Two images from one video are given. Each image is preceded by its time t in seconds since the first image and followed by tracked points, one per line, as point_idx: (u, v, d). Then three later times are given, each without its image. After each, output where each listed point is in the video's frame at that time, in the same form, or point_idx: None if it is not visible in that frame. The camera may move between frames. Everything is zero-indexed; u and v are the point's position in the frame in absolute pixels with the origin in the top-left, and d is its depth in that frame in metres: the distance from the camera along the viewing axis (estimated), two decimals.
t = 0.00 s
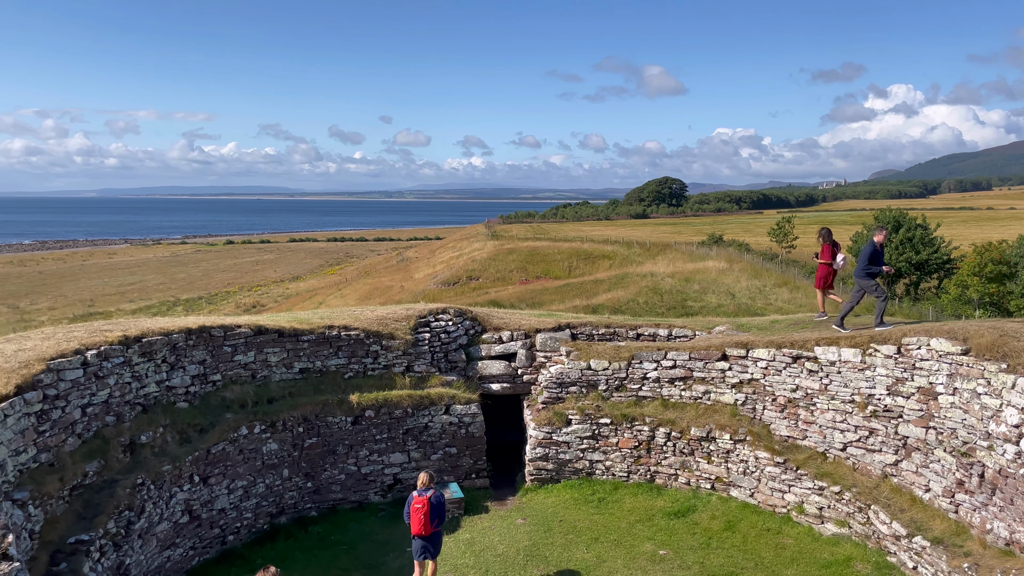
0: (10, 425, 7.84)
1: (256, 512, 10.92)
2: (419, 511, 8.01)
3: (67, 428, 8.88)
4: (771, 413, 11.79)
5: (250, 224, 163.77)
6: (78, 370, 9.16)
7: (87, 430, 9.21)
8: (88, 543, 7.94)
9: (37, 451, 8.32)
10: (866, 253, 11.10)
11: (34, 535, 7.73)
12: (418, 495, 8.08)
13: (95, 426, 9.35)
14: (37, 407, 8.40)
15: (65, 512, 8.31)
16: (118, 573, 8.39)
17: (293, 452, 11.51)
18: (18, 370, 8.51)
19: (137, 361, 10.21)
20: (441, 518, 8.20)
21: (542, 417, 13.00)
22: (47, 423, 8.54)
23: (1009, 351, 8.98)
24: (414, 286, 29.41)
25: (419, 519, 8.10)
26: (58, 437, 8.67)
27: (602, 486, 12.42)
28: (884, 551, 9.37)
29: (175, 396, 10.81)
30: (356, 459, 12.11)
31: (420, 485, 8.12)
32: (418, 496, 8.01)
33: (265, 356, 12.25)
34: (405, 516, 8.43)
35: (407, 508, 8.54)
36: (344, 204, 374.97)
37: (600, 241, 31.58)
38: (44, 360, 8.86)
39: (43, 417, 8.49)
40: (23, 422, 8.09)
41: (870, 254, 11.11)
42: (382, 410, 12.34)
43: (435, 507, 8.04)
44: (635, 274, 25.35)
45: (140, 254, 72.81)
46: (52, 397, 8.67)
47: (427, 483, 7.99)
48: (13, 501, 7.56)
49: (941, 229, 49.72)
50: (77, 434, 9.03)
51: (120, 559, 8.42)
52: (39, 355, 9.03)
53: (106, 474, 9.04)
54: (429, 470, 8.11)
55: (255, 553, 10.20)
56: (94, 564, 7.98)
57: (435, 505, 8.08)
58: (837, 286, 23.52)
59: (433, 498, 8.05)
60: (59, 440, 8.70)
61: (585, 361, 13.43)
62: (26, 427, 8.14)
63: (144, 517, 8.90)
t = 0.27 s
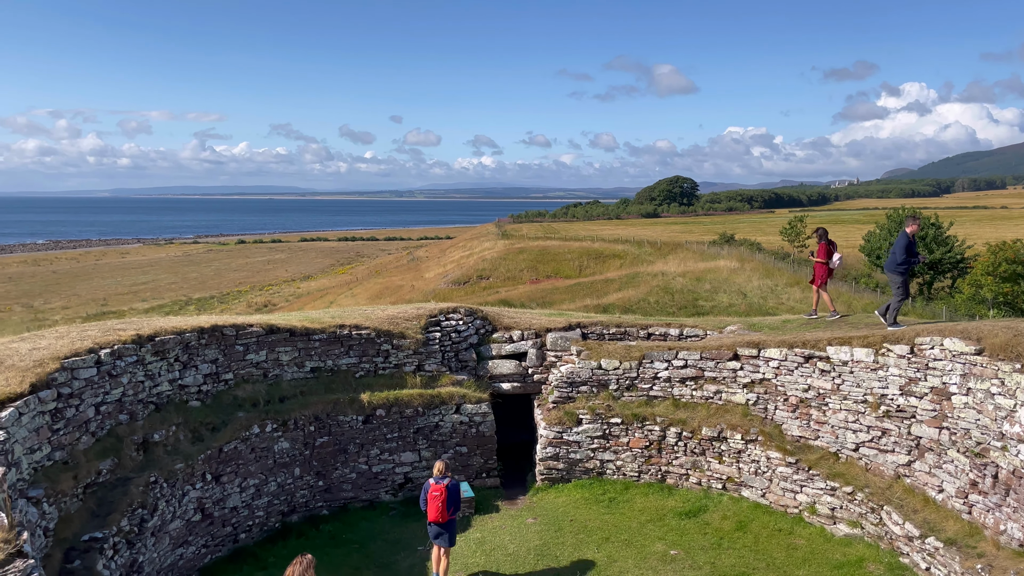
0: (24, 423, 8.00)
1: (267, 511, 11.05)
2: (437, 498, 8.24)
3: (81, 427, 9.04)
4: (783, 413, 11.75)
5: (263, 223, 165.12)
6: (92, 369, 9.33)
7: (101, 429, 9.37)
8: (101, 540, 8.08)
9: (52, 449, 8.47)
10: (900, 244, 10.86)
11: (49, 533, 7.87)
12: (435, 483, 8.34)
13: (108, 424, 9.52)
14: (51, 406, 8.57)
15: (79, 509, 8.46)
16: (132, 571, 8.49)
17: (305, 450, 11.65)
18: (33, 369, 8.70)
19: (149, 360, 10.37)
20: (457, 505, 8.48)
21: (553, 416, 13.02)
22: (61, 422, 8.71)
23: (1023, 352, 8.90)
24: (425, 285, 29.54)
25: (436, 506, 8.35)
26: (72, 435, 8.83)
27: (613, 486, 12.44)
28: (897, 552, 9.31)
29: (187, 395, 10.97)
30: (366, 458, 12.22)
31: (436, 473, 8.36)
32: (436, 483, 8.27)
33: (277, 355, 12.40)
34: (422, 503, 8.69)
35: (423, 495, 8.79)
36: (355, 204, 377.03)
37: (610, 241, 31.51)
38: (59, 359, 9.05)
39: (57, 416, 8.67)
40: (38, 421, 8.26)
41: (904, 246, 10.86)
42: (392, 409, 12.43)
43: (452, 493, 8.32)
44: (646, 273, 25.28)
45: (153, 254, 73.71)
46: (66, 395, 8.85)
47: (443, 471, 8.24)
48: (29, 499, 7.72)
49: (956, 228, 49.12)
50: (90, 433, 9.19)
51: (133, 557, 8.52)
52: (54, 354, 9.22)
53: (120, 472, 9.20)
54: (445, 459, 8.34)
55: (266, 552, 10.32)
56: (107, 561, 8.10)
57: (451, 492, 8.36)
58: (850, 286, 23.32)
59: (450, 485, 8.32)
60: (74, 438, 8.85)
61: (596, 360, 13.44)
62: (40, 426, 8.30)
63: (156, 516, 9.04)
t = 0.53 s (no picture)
0: (39, 419, 8.17)
1: (280, 507, 11.18)
2: (450, 490, 8.52)
3: (96, 423, 9.21)
4: (795, 411, 11.71)
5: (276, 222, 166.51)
6: (106, 366, 9.51)
7: (115, 425, 9.55)
8: (115, 536, 8.14)
9: (67, 445, 8.64)
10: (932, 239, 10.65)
11: (64, 528, 7.97)
12: (447, 474, 8.61)
13: (122, 421, 9.69)
14: (66, 402, 8.75)
15: (93, 505, 8.58)
16: (146, 566, 8.56)
17: (316, 447, 11.79)
18: (48, 366, 8.90)
19: (163, 357, 10.55)
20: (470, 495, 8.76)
21: (564, 414, 13.06)
22: (76, 418, 8.88)
23: None
24: (436, 283, 29.65)
25: (449, 498, 8.62)
26: (86, 431, 9.00)
27: (624, 484, 12.46)
28: (910, 552, 9.25)
29: (201, 392, 11.14)
30: (378, 455, 12.35)
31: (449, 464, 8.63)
32: (448, 475, 8.54)
33: (289, 353, 12.56)
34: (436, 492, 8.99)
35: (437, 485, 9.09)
36: (366, 202, 378.81)
37: (622, 239, 31.42)
38: (73, 356, 9.25)
39: (72, 412, 8.84)
40: (53, 417, 8.44)
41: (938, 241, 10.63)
42: (404, 406, 12.55)
43: (464, 483, 8.60)
44: (658, 271, 25.21)
45: (168, 252, 74.70)
46: (81, 392, 9.02)
47: (455, 463, 8.49)
48: (44, 494, 7.86)
49: (972, 225, 48.48)
50: (105, 429, 9.36)
51: (146, 553, 8.59)
52: (69, 352, 9.43)
53: (133, 468, 9.34)
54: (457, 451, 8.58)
55: (279, 548, 10.45)
56: (122, 556, 8.16)
57: (463, 483, 8.64)
58: (863, 284, 23.11)
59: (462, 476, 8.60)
60: (88, 434, 9.02)
61: (607, 358, 13.47)
62: (55, 422, 8.48)
63: (169, 511, 9.14)
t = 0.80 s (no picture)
0: (55, 416, 8.39)
1: (292, 503, 11.31)
2: (461, 477, 8.96)
3: (110, 420, 9.39)
4: (808, 410, 11.66)
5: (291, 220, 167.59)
6: (121, 363, 9.69)
7: (130, 421, 9.73)
8: (129, 532, 8.24)
9: (82, 441, 8.82)
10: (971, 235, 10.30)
11: (79, 523, 8.08)
12: (459, 462, 9.04)
13: (137, 417, 9.87)
14: (81, 399, 8.94)
15: (108, 501, 8.73)
16: (160, 562, 8.64)
17: (329, 444, 11.93)
18: (65, 363, 9.11)
19: (177, 354, 10.71)
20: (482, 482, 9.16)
21: (576, 412, 13.10)
22: (91, 414, 9.07)
23: None
24: (448, 281, 29.77)
25: (460, 485, 9.04)
26: (101, 427, 9.18)
27: (636, 482, 12.48)
28: (924, 551, 9.18)
29: (214, 388, 11.31)
30: (390, 452, 12.47)
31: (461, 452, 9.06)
32: (460, 462, 8.96)
33: (302, 350, 12.72)
34: (449, 482, 9.38)
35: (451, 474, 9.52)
36: (378, 200, 380.66)
37: (634, 236, 31.29)
38: (89, 353, 9.44)
39: (87, 409, 9.03)
40: (68, 414, 8.63)
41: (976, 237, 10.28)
42: (415, 404, 12.66)
43: (475, 471, 8.99)
44: (670, 269, 25.12)
45: (182, 249, 75.69)
46: (96, 389, 9.21)
47: (468, 451, 8.92)
48: (59, 490, 8.02)
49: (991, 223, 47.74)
50: (119, 426, 9.54)
51: (161, 548, 8.67)
52: (84, 348, 9.64)
53: (147, 465, 9.48)
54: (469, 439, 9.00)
55: (291, 544, 10.58)
56: (136, 552, 8.23)
57: (474, 470, 9.04)
58: (878, 282, 22.88)
59: (474, 465, 9.01)
60: (103, 430, 9.21)
61: (618, 356, 13.48)
62: (70, 418, 8.67)
63: (184, 508, 9.23)
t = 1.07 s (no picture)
0: (70, 412, 8.54)
1: (305, 500, 11.47)
2: (474, 470, 9.14)
3: (125, 415, 9.56)
4: (821, 409, 11.61)
5: (304, 217, 168.71)
6: (135, 359, 9.87)
7: (144, 417, 9.90)
8: (143, 527, 8.39)
9: (97, 437, 8.99)
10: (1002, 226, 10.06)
11: (94, 518, 8.23)
12: (475, 455, 9.25)
13: (151, 413, 10.04)
14: (97, 395, 9.11)
15: (123, 496, 8.89)
16: (174, 557, 8.80)
17: (341, 441, 12.08)
18: (80, 358, 9.32)
19: (191, 350, 10.89)
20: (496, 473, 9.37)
21: (587, 410, 13.13)
22: (106, 410, 9.25)
23: None
24: (460, 279, 29.88)
25: (474, 477, 9.23)
26: (116, 423, 9.35)
27: (647, 481, 12.50)
28: (938, 552, 9.12)
29: (227, 385, 11.49)
30: (402, 449, 12.59)
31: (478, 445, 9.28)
32: (475, 455, 9.18)
33: (315, 347, 12.89)
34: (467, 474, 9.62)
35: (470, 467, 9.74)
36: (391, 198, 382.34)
37: (647, 234, 31.19)
38: (104, 349, 9.62)
39: (102, 405, 9.20)
40: (84, 409, 8.80)
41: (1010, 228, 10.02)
42: (427, 401, 12.77)
43: (488, 465, 9.17)
44: (683, 267, 25.02)
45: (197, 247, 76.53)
46: (111, 384, 9.39)
47: (482, 442, 9.16)
48: (75, 485, 8.18)
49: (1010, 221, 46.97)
50: (134, 421, 9.71)
51: (174, 544, 8.82)
52: (100, 344, 9.84)
53: (162, 460, 9.64)
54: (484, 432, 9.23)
55: (303, 540, 10.73)
56: (150, 547, 8.38)
57: (488, 464, 9.22)
58: (893, 281, 22.63)
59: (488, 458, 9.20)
60: (118, 426, 9.38)
61: (630, 355, 13.49)
62: (86, 414, 8.84)
63: (197, 503, 9.39)
